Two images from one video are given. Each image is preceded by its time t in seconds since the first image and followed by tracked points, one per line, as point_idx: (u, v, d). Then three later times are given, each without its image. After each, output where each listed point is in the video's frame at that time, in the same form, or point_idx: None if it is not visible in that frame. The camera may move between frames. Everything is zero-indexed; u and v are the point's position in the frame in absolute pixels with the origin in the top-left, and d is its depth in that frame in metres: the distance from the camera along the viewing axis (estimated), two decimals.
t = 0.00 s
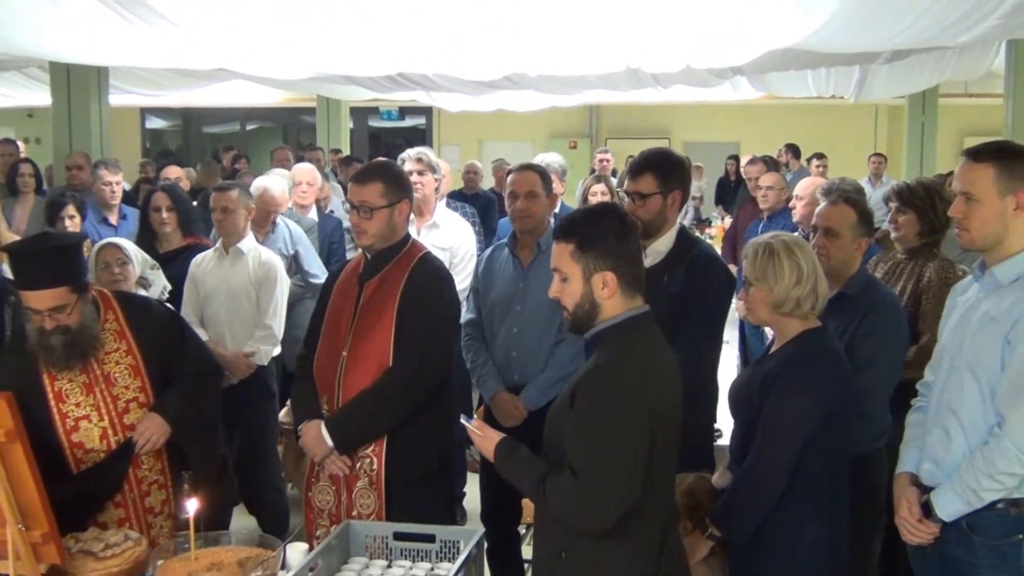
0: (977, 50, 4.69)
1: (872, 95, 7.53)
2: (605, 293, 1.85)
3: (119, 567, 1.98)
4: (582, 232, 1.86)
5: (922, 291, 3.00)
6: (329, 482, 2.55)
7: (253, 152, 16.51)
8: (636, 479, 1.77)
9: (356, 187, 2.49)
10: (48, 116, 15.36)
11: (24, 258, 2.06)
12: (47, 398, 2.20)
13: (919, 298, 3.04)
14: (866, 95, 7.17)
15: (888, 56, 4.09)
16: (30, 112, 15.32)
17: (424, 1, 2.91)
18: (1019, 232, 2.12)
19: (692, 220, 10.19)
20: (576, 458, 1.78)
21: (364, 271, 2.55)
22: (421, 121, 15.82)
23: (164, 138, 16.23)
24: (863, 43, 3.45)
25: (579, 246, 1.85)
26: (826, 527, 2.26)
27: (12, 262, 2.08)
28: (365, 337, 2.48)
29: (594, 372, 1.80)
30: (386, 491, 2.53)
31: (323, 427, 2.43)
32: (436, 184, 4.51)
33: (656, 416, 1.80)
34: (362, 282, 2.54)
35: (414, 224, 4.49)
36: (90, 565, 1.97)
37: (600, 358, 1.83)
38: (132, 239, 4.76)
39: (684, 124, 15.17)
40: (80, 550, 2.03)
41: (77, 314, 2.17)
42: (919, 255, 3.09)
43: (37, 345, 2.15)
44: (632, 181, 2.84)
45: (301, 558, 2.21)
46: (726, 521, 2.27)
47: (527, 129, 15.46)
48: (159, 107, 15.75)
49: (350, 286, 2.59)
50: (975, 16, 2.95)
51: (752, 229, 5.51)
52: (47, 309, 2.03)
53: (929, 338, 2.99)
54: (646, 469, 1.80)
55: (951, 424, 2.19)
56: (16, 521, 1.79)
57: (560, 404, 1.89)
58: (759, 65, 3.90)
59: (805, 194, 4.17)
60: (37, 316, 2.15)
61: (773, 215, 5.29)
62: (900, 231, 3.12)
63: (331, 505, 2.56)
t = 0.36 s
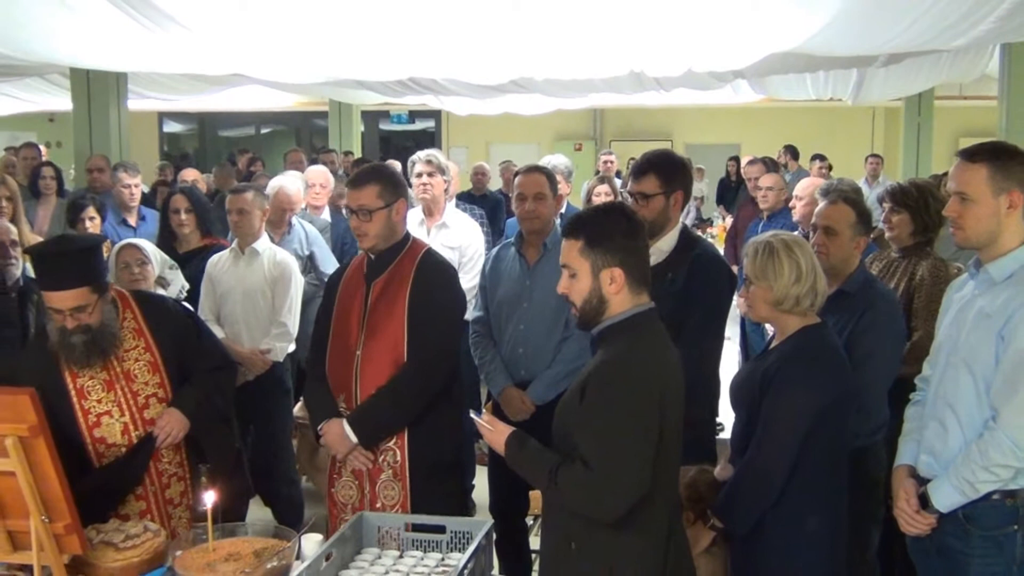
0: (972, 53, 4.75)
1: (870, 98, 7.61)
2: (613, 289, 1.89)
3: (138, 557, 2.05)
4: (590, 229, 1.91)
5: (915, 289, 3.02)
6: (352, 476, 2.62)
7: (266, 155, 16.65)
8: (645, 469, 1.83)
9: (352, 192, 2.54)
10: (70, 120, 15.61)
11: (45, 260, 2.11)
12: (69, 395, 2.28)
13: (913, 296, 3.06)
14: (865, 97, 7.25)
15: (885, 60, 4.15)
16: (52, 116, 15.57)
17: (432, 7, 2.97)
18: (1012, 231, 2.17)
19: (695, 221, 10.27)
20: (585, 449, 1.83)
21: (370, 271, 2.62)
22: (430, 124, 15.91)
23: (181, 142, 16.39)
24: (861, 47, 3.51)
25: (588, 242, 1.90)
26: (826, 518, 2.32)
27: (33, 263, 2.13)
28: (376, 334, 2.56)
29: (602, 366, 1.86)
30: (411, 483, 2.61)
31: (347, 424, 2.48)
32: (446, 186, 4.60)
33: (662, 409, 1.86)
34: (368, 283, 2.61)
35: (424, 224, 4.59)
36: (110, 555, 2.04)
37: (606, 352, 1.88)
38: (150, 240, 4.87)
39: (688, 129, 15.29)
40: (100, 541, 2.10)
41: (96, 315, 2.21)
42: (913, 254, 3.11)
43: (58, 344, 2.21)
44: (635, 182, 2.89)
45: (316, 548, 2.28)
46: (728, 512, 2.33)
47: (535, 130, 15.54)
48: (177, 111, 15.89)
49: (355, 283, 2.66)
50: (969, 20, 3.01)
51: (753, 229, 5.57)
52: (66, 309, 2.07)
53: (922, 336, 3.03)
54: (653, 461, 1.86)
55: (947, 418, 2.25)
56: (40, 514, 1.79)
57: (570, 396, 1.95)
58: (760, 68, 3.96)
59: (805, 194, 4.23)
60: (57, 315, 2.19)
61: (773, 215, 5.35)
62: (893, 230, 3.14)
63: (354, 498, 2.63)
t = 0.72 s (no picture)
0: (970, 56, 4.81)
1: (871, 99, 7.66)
2: (625, 286, 1.94)
3: (157, 548, 2.12)
4: (605, 226, 1.96)
5: (911, 289, 3.06)
6: (367, 470, 2.68)
7: (279, 157, 16.79)
8: (655, 459, 1.88)
9: (358, 193, 2.60)
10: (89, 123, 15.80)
11: (61, 259, 2.17)
12: (86, 391, 2.35)
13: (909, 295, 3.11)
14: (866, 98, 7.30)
15: (884, 63, 4.20)
16: (73, 119, 15.78)
17: (443, 12, 3.03)
18: (1009, 230, 2.22)
19: (699, 221, 10.33)
20: (597, 439, 1.89)
21: (381, 269, 2.69)
22: (440, 126, 15.99)
23: (197, 144, 16.55)
24: (862, 50, 3.56)
25: (603, 240, 1.95)
26: (827, 511, 2.37)
27: (50, 262, 2.20)
28: (389, 330, 2.63)
29: (614, 361, 1.91)
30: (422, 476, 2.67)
31: (359, 419, 2.55)
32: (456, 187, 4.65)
33: (673, 403, 1.91)
34: (379, 282, 2.68)
35: (435, 224, 4.67)
36: (130, 547, 2.10)
37: (616, 349, 1.92)
38: (168, 240, 4.95)
39: (692, 130, 15.30)
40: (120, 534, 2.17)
41: (111, 312, 2.28)
42: (909, 254, 3.15)
43: (75, 341, 2.28)
44: (640, 183, 2.95)
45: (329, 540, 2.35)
46: (731, 503, 2.39)
47: (541, 133, 15.63)
48: (193, 115, 16.04)
49: (367, 280, 2.74)
50: (967, 24, 3.06)
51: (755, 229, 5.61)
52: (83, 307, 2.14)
53: (920, 333, 3.06)
54: (664, 453, 1.91)
55: (946, 413, 2.29)
56: (59, 506, 1.87)
57: (584, 387, 2.01)
58: (761, 71, 4.01)
59: (806, 194, 4.29)
60: (73, 313, 2.26)
61: (773, 214, 5.37)
62: (889, 230, 3.19)
63: (369, 491, 2.69)
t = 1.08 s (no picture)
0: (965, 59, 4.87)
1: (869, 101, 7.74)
2: (639, 284, 2.00)
3: (174, 543, 2.20)
4: (626, 224, 2.03)
5: (908, 286, 3.11)
6: (372, 467, 2.76)
7: (291, 160, 16.94)
8: (666, 457, 1.95)
9: (377, 194, 2.67)
10: (107, 127, 15.99)
11: (79, 262, 2.24)
12: (101, 390, 2.43)
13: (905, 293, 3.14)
14: (865, 100, 7.37)
15: (880, 66, 4.26)
16: (90, 124, 15.97)
17: (452, 18, 3.09)
18: (1004, 230, 2.27)
19: (701, 221, 10.40)
20: (608, 434, 1.96)
21: (396, 270, 2.76)
22: (447, 131, 16.00)
23: (212, 148, 16.69)
24: (860, 53, 3.62)
25: (620, 237, 2.03)
26: (828, 506, 2.42)
27: (69, 265, 2.27)
28: (401, 330, 2.69)
29: (628, 360, 1.97)
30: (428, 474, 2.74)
31: (367, 418, 2.60)
32: (463, 190, 4.71)
33: (681, 401, 1.97)
34: (394, 282, 2.74)
35: (443, 226, 4.71)
36: (149, 542, 2.18)
37: (629, 347, 1.99)
38: (183, 242, 5.04)
39: (692, 130, 15.38)
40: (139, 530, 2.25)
41: (133, 312, 2.36)
42: (905, 253, 3.19)
43: (97, 341, 2.35)
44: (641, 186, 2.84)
45: (341, 534, 2.42)
46: (735, 499, 2.44)
47: (545, 136, 15.70)
48: (207, 120, 16.17)
49: (384, 279, 2.81)
50: (961, 28, 3.11)
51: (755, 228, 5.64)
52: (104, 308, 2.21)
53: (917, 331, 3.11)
54: (673, 449, 1.96)
55: (943, 409, 2.33)
56: (80, 502, 1.94)
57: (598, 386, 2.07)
58: (761, 74, 4.07)
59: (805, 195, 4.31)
60: (97, 314, 2.33)
61: (774, 215, 5.41)
62: (885, 230, 3.21)
63: (375, 487, 2.78)
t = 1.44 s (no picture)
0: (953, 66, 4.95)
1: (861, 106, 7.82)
2: (645, 292, 2.09)
3: (181, 542, 2.27)
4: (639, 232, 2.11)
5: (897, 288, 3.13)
6: (382, 467, 2.79)
7: (295, 163, 17.02)
8: (671, 464, 2.00)
9: (392, 200, 2.72)
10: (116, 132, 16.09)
11: (94, 264, 2.29)
12: (107, 386, 2.50)
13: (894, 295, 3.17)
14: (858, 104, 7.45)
15: (871, 73, 4.33)
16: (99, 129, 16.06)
17: (456, 28, 3.15)
18: (990, 236, 2.32)
19: (696, 224, 10.50)
20: (615, 438, 2.02)
21: (407, 275, 2.81)
22: (448, 134, 16.08)
23: (219, 152, 16.75)
24: (852, 61, 3.68)
25: (632, 243, 2.11)
26: (820, 505, 2.48)
27: (84, 266, 2.33)
28: (411, 334, 2.74)
29: (634, 366, 2.03)
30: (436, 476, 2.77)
31: (377, 420, 2.65)
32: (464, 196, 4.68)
33: (687, 407, 2.03)
34: (407, 286, 2.80)
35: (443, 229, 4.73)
36: (156, 540, 2.25)
37: (635, 353, 2.06)
38: (191, 246, 5.11)
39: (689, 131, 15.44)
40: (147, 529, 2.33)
41: (145, 312, 2.43)
42: (894, 257, 3.24)
43: (108, 339, 2.44)
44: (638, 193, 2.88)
45: (346, 533, 2.49)
46: (730, 498, 2.49)
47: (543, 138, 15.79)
48: (214, 125, 16.21)
49: (397, 281, 2.87)
50: (949, 37, 3.17)
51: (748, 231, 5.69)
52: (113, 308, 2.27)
53: (905, 334, 3.13)
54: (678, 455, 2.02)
55: (931, 411, 2.39)
56: (89, 502, 2.00)
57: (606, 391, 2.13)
58: (756, 81, 4.12)
59: (797, 200, 4.34)
60: (108, 314, 2.40)
61: (767, 218, 5.44)
62: (874, 235, 3.25)
63: (384, 488, 2.81)
